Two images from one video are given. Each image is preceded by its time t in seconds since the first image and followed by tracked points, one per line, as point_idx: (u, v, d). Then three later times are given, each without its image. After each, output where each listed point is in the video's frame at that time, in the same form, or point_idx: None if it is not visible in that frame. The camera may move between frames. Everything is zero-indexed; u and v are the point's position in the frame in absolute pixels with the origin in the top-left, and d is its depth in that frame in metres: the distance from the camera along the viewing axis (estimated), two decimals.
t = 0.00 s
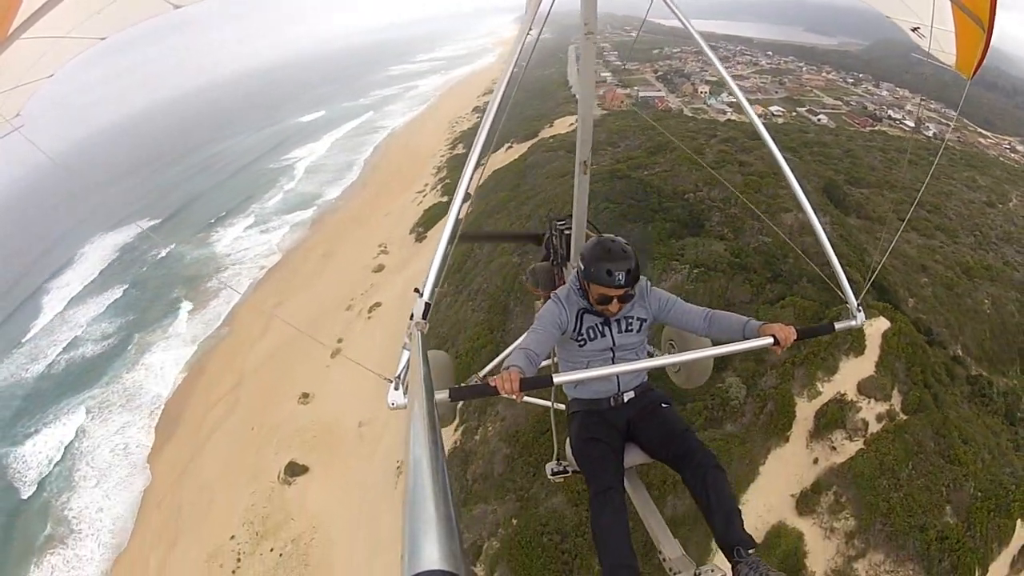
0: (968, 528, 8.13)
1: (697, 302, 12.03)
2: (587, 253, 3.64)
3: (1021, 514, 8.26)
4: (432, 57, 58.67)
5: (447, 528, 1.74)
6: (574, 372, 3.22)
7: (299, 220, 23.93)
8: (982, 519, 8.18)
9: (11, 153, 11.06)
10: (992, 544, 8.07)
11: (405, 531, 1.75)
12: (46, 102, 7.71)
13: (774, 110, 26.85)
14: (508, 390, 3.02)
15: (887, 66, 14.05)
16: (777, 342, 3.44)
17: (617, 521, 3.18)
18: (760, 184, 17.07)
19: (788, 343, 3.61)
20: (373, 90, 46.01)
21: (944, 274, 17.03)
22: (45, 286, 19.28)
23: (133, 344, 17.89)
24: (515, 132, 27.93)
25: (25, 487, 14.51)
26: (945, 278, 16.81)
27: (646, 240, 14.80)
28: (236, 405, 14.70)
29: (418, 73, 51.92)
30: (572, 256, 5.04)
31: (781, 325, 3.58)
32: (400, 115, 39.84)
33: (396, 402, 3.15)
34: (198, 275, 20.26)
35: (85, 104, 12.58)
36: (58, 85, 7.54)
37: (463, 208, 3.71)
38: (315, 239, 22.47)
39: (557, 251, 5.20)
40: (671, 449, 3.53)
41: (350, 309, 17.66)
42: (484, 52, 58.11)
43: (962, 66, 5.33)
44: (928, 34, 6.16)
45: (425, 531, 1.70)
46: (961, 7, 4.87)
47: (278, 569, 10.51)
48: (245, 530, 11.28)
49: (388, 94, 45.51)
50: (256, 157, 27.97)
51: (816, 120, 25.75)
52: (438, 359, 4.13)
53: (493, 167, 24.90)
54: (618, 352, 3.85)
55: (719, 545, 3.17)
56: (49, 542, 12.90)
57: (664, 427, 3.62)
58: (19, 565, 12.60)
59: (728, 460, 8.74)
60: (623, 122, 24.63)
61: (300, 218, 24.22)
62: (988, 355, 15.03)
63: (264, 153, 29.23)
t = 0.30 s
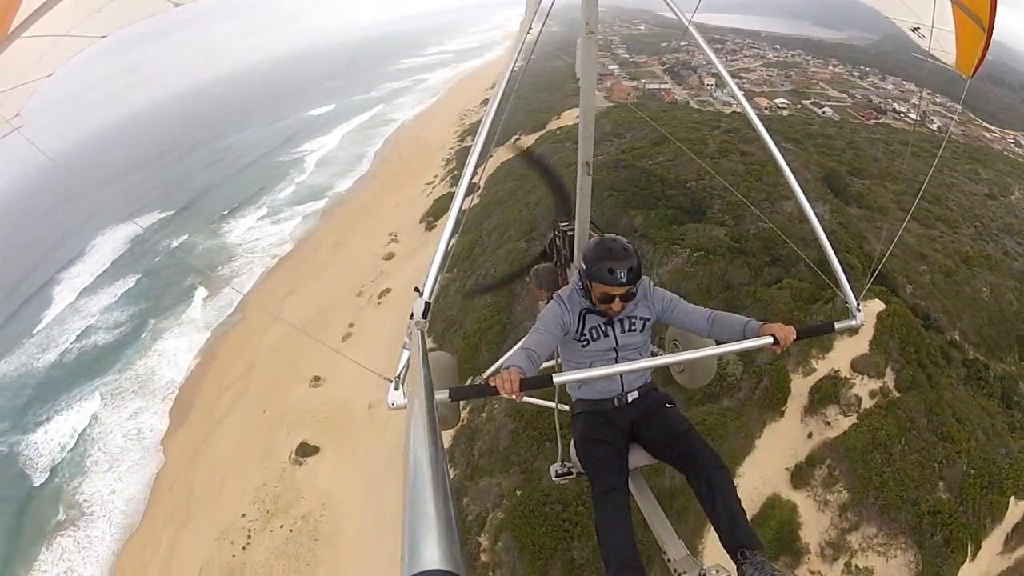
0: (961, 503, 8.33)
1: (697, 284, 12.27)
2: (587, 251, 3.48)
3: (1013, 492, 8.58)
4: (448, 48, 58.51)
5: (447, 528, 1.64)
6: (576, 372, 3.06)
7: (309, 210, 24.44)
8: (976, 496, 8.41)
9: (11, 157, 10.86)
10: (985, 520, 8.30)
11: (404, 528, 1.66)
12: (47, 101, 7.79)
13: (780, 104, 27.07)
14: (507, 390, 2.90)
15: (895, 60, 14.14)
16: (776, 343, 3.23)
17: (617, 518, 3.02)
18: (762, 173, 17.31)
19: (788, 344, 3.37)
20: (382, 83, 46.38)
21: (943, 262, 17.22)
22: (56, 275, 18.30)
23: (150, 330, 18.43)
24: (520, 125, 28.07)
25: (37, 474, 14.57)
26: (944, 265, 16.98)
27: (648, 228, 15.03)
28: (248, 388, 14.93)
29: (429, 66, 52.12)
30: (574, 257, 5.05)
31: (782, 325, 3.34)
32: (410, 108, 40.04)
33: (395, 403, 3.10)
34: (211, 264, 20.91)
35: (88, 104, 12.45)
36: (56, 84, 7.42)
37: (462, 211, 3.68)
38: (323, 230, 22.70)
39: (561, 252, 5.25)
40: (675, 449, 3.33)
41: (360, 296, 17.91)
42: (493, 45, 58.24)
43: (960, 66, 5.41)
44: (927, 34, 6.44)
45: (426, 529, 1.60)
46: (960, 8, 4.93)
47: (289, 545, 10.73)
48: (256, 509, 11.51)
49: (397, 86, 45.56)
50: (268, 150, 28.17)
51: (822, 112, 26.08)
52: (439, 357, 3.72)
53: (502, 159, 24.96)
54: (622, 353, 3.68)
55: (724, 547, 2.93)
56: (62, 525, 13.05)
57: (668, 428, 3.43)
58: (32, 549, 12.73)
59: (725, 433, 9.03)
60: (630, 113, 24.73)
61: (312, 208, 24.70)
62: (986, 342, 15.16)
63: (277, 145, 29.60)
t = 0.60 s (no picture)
0: (951, 479, 8.28)
1: (694, 267, 12.55)
2: (588, 251, 3.47)
3: (1003, 471, 8.56)
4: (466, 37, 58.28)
5: (448, 527, 1.63)
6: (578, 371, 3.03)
7: (318, 199, 24.89)
8: (966, 473, 8.38)
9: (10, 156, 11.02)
10: (975, 495, 8.28)
11: (404, 529, 1.65)
12: (45, 100, 7.99)
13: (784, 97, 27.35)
14: (507, 390, 2.87)
15: (894, 53, 14.32)
16: (776, 343, 3.21)
17: (621, 519, 3.00)
18: (761, 162, 17.60)
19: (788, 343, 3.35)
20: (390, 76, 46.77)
21: (940, 251, 17.43)
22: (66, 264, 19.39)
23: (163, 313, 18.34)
24: (523, 117, 28.23)
25: (48, 458, 14.57)
26: (940, 254, 17.19)
27: (648, 215, 15.26)
28: (258, 371, 15.09)
29: (436, 58, 52.31)
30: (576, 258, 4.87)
31: (783, 325, 3.36)
32: (418, 99, 40.28)
33: (396, 402, 2.88)
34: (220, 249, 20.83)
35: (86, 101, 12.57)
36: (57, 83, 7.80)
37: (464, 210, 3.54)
38: (330, 220, 22.98)
39: (562, 252, 5.03)
40: (678, 447, 3.32)
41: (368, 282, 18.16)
42: (501, 38, 58.44)
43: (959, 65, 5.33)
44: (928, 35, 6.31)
45: (427, 532, 1.59)
46: (960, 7, 4.88)
47: (296, 520, 10.81)
48: (264, 486, 11.57)
49: (405, 79, 45.81)
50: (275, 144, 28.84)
51: (825, 105, 25.71)
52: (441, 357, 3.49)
53: (509, 150, 25.02)
54: (624, 353, 3.66)
55: (729, 545, 2.93)
56: (70, 506, 12.99)
57: (670, 428, 3.41)
58: (41, 529, 12.69)
59: (719, 407, 9.30)
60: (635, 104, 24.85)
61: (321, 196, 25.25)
62: (982, 330, 15.19)
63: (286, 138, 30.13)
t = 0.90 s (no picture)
0: (941, 468, 8.26)
1: (695, 259, 12.86)
2: (578, 251, 3.58)
3: (994, 461, 8.42)
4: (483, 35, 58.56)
5: (447, 527, 1.70)
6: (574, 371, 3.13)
7: (330, 194, 25.50)
8: (955, 464, 8.32)
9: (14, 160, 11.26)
10: (965, 485, 8.18)
11: (405, 528, 1.71)
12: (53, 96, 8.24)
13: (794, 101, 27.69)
14: (507, 389, 2.96)
15: (898, 56, 14.53)
16: (776, 342, 3.25)
17: (607, 520, 3.06)
18: (764, 161, 17.89)
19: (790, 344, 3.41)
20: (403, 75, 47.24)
21: (940, 251, 17.63)
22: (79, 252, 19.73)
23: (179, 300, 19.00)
24: (532, 116, 28.51)
25: (57, 440, 14.74)
26: (940, 253, 17.39)
27: (652, 210, 15.53)
28: (270, 356, 15.40)
29: (449, 57, 52.73)
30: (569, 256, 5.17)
31: (783, 325, 3.42)
32: (432, 96, 40.70)
33: (395, 402, 2.95)
34: (234, 241, 21.44)
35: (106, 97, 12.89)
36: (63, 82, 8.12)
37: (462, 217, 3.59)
38: (343, 214, 23.37)
39: (555, 251, 5.35)
40: (666, 451, 3.41)
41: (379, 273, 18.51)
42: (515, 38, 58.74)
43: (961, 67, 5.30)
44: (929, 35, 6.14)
45: (429, 532, 1.66)
46: (961, 7, 4.81)
47: (302, 499, 10.98)
48: (273, 467, 11.78)
49: (418, 78, 46.30)
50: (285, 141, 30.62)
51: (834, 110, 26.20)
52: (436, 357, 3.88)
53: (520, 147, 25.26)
54: (613, 354, 3.75)
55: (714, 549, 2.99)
56: (79, 486, 13.20)
57: (659, 430, 3.50)
58: (50, 510, 12.90)
59: (716, 392, 9.60)
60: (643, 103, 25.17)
61: (334, 190, 25.88)
62: (980, 328, 15.23)
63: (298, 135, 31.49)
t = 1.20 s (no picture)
0: (931, 463, 8.48)
1: (698, 260, 13.15)
2: (578, 246, 3.46)
3: (984, 458, 8.59)
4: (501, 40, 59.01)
5: (449, 527, 1.52)
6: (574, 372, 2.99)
7: (344, 194, 26.11)
8: (946, 456, 8.55)
9: (11, 158, 11.92)
10: (955, 480, 8.35)
11: (402, 527, 1.54)
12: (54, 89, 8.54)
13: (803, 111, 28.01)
14: (506, 389, 2.88)
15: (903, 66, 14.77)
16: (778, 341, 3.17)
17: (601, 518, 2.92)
18: (769, 169, 18.19)
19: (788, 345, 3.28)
20: (418, 80, 47.87)
21: (942, 260, 17.84)
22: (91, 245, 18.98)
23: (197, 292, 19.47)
24: (542, 123, 28.91)
25: (65, 423, 15.03)
26: (941, 262, 17.60)
27: (658, 213, 15.83)
28: (282, 347, 15.74)
29: (465, 62, 53.28)
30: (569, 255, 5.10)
31: (784, 325, 3.28)
32: (447, 101, 41.30)
33: (395, 402, 2.81)
34: (249, 237, 21.89)
35: (88, 95, 12.98)
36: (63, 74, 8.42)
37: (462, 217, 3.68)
38: (358, 212, 23.79)
39: (556, 253, 5.30)
40: (660, 452, 3.23)
41: (390, 271, 18.88)
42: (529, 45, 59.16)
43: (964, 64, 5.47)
44: (932, 35, 6.27)
45: (428, 533, 1.48)
46: (963, 7, 5.02)
47: (308, 485, 11.26)
48: (280, 453, 12.08)
49: (433, 83, 46.92)
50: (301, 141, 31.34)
51: (843, 121, 26.53)
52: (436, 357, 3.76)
53: (532, 152, 25.57)
54: (611, 354, 3.61)
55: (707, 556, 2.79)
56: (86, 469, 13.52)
57: (655, 431, 3.32)
58: (55, 491, 13.20)
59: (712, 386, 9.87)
60: (654, 111, 25.53)
61: (347, 191, 26.39)
62: (979, 336, 15.37)
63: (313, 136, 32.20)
